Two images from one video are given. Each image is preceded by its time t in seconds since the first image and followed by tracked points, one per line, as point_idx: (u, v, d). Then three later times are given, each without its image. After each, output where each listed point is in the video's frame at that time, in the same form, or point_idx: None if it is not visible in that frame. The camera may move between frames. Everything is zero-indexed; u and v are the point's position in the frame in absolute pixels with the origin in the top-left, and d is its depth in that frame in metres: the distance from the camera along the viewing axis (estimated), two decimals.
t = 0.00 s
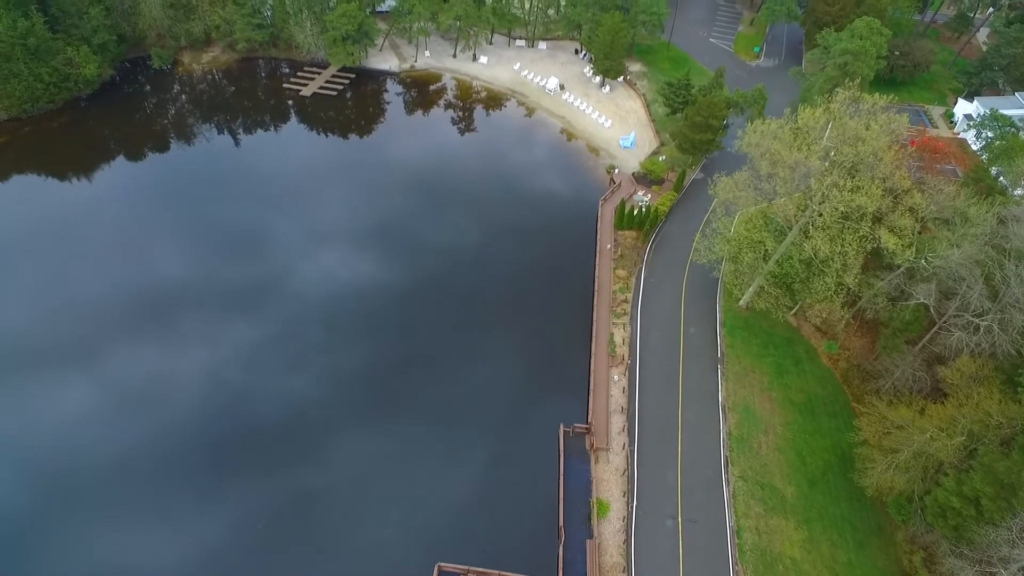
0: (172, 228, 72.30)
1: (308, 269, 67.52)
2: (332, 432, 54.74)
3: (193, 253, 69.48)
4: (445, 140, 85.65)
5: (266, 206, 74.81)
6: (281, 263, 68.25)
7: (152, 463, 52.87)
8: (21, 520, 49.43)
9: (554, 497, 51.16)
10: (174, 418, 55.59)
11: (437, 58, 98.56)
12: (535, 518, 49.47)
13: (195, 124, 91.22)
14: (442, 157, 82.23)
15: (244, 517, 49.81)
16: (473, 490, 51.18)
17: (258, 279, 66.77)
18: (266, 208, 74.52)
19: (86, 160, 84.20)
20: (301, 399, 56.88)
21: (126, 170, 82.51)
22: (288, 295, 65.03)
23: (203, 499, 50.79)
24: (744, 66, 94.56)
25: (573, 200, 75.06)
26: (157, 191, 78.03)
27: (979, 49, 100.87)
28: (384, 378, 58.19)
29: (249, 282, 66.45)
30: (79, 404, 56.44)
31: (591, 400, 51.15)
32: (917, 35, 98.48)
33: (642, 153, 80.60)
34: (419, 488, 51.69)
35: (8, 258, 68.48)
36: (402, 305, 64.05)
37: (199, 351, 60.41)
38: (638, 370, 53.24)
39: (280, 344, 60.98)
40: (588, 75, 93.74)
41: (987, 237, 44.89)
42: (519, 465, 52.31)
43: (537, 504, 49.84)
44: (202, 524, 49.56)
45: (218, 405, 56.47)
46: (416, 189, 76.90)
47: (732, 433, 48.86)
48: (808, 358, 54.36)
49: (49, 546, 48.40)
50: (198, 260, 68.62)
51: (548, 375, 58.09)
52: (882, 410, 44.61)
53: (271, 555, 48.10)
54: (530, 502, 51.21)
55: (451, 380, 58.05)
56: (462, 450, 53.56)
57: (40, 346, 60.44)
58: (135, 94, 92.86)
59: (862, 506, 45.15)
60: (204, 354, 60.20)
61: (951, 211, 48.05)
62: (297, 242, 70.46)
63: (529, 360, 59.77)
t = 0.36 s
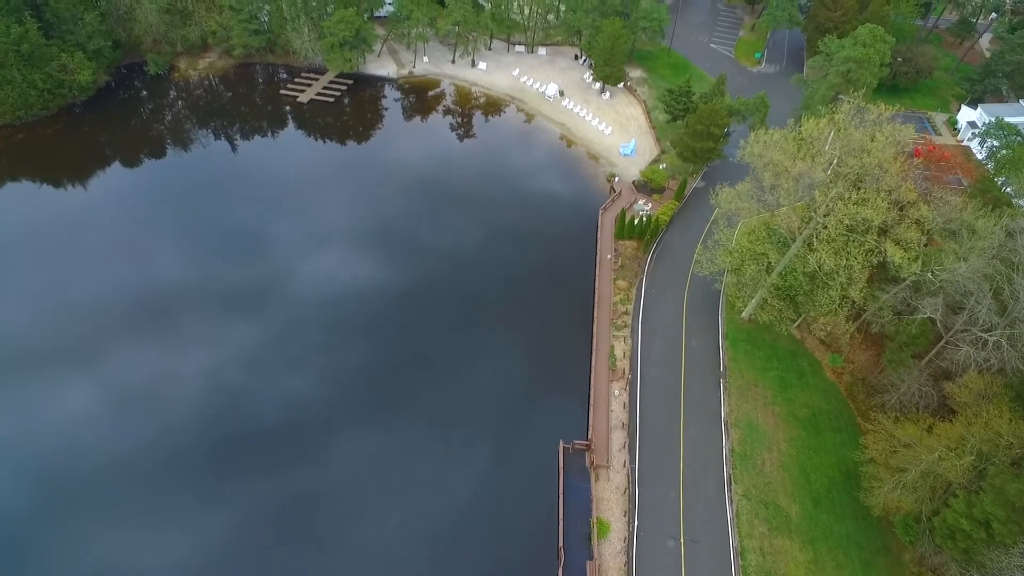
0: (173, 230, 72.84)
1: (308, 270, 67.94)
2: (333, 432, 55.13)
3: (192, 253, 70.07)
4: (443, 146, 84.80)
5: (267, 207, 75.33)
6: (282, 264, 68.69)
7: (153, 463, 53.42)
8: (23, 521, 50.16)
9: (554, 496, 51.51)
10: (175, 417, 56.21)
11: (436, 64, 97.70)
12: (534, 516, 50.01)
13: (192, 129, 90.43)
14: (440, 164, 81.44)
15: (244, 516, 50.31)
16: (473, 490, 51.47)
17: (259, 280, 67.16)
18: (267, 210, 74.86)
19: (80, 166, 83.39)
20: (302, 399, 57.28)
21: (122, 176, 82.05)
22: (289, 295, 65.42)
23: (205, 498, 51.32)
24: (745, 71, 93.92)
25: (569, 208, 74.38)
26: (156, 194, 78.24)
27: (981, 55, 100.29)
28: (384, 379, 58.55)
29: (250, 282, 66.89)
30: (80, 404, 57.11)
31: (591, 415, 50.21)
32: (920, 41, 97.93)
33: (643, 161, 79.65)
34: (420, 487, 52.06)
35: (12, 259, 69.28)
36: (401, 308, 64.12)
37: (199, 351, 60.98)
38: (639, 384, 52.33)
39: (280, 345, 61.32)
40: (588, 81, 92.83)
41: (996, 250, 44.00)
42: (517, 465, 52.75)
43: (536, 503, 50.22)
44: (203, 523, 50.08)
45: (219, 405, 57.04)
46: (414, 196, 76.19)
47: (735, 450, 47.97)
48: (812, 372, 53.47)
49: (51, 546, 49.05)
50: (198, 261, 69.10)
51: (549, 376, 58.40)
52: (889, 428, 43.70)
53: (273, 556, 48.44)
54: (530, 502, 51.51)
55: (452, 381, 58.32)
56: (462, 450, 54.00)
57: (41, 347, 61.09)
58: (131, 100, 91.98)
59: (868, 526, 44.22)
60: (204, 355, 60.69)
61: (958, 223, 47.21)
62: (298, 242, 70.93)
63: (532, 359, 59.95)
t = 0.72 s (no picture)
0: (173, 231, 72.89)
1: (309, 271, 67.98)
2: (334, 433, 55.49)
3: (193, 253, 70.20)
4: (442, 154, 83.88)
5: (269, 208, 75.50)
6: (282, 265, 68.71)
7: (156, 462, 53.65)
8: (22, 523, 50.20)
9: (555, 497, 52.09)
10: (177, 417, 56.39)
11: (434, 71, 96.65)
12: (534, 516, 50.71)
13: (188, 136, 89.52)
14: (438, 172, 80.50)
15: (246, 517, 50.60)
16: (474, 492, 51.87)
17: (259, 282, 67.18)
18: (266, 211, 74.75)
19: (75, 174, 82.51)
20: (304, 400, 57.60)
21: (118, 183, 81.38)
22: (289, 296, 65.54)
23: (206, 499, 51.59)
24: (746, 78, 93.09)
25: (568, 217, 73.51)
26: (155, 197, 78.04)
27: (985, 61, 99.35)
28: (384, 380, 58.84)
29: (250, 283, 67.05)
30: (81, 404, 57.12)
31: (591, 433, 49.15)
32: (923, 48, 97.07)
33: (643, 169, 78.65)
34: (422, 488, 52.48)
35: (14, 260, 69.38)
36: (401, 312, 64.22)
37: (200, 352, 60.98)
38: (641, 401, 51.26)
39: (281, 346, 61.52)
40: (588, 88, 91.84)
41: (1007, 266, 42.91)
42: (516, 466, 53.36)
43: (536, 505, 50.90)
44: (204, 524, 50.31)
45: (219, 409, 57.00)
46: (412, 204, 75.36)
47: (739, 469, 46.96)
48: (817, 388, 52.43)
49: (54, 547, 49.23)
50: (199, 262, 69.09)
51: (548, 379, 58.91)
52: (897, 448, 42.65)
53: (274, 558, 48.74)
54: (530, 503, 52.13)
55: (453, 383, 58.75)
56: (462, 450, 54.39)
57: (43, 348, 61.11)
58: (126, 107, 90.90)
59: (876, 549, 43.22)
60: (204, 356, 60.71)
61: (968, 239, 46.17)
62: (298, 243, 70.99)
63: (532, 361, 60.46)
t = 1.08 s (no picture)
0: (174, 235, 72.89)
1: (310, 272, 68.06)
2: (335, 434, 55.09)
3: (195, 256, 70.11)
4: (440, 162, 82.90)
5: (271, 210, 75.62)
6: (283, 267, 68.70)
7: (156, 462, 53.44)
8: (22, 525, 49.89)
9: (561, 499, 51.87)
10: (177, 418, 56.16)
11: (433, 78, 95.61)
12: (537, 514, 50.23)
13: (184, 143, 88.62)
14: (436, 180, 79.50)
15: (246, 517, 50.22)
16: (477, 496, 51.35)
17: (261, 284, 66.98)
18: (267, 213, 74.93)
19: (68, 182, 81.45)
20: (304, 401, 57.26)
21: (113, 190, 80.67)
22: (292, 296, 65.67)
23: (206, 499, 51.23)
24: (748, 85, 92.24)
25: (565, 227, 72.57)
26: (156, 201, 78.02)
27: (989, 68, 98.45)
28: (385, 381, 58.60)
29: (251, 285, 66.86)
30: (82, 405, 57.07)
31: (591, 453, 48.00)
32: (926, 55, 96.15)
33: (644, 178, 77.59)
34: (425, 485, 52.22)
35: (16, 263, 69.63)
36: (400, 315, 63.89)
37: (201, 355, 60.78)
38: (642, 420, 50.15)
39: (284, 345, 61.53)
40: (588, 96, 90.84)
41: (1019, 283, 41.65)
42: (518, 468, 52.88)
43: (538, 505, 50.45)
44: (205, 526, 49.91)
45: (218, 411, 56.69)
46: (410, 212, 74.56)
47: (743, 491, 45.87)
48: (822, 405, 51.23)
49: (53, 548, 48.98)
50: (201, 264, 69.02)
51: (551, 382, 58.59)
52: (906, 470, 41.42)
53: (271, 563, 48.23)
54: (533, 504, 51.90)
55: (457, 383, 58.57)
56: (464, 452, 54.07)
57: (43, 351, 61.05)
58: (120, 115, 89.84)
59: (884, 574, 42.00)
60: (205, 358, 60.51)
61: (978, 254, 44.97)
62: (299, 245, 71.07)
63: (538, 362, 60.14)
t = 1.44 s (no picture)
0: (176, 237, 72.70)
1: (312, 276, 67.44)
2: (336, 436, 54.62)
3: (197, 258, 69.84)
4: (438, 170, 81.81)
5: (273, 212, 75.40)
6: (284, 269, 68.34)
7: (156, 466, 52.91)
8: (20, 527, 49.39)
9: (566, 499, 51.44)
10: (177, 421, 55.66)
11: (431, 85, 94.47)
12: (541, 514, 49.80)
13: (180, 150, 87.59)
14: (435, 189, 78.45)
15: (246, 518, 49.88)
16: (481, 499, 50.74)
17: (262, 285, 66.62)
18: (270, 216, 74.84)
19: (61, 191, 80.18)
20: (305, 404, 56.78)
21: (109, 198, 79.72)
22: (295, 298, 65.14)
23: (207, 503, 50.77)
24: (750, 93, 91.28)
25: (565, 237, 71.54)
26: (158, 204, 77.76)
27: (993, 75, 97.44)
28: (387, 382, 58.22)
29: (254, 287, 66.44)
30: (82, 408, 56.56)
31: (591, 475, 46.93)
32: (930, 62, 95.11)
33: (645, 188, 76.43)
34: (427, 488, 51.66)
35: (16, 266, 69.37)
36: (401, 317, 63.48)
37: (203, 358, 60.36)
38: (643, 441, 49.03)
39: (285, 347, 61.09)
40: (588, 103, 89.70)
41: None
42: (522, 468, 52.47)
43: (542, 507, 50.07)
44: (204, 529, 49.46)
45: (219, 415, 56.13)
46: (410, 218, 73.93)
47: (747, 515, 44.68)
48: (827, 424, 50.07)
49: (53, 552, 48.38)
50: (203, 266, 68.74)
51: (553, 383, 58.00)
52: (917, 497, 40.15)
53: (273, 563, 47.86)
54: (538, 505, 51.37)
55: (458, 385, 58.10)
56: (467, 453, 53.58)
57: (43, 354, 60.53)
58: (113, 124, 88.66)
59: None
60: (206, 360, 60.14)
61: (989, 273, 43.76)
62: (301, 247, 70.70)
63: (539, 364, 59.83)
